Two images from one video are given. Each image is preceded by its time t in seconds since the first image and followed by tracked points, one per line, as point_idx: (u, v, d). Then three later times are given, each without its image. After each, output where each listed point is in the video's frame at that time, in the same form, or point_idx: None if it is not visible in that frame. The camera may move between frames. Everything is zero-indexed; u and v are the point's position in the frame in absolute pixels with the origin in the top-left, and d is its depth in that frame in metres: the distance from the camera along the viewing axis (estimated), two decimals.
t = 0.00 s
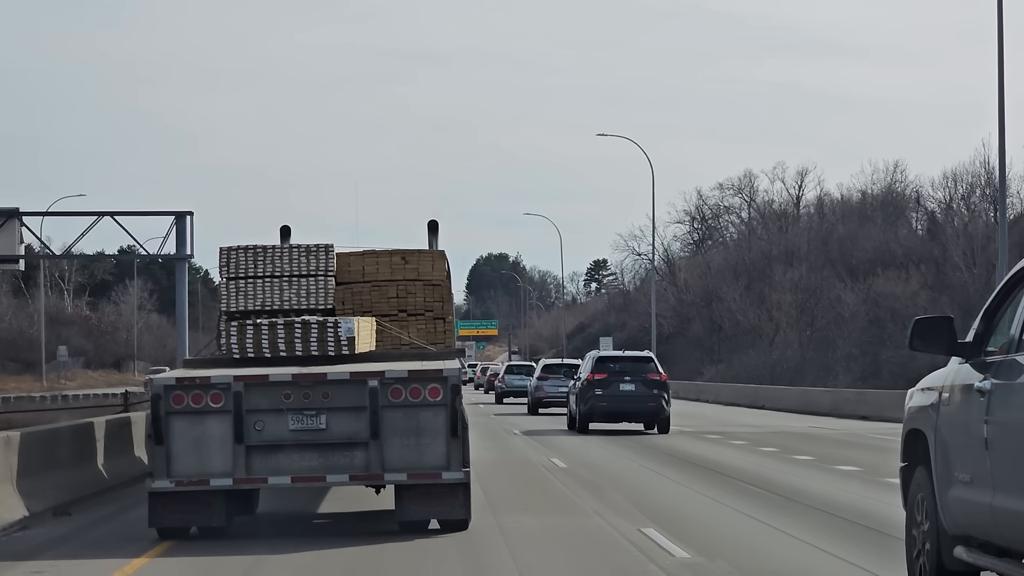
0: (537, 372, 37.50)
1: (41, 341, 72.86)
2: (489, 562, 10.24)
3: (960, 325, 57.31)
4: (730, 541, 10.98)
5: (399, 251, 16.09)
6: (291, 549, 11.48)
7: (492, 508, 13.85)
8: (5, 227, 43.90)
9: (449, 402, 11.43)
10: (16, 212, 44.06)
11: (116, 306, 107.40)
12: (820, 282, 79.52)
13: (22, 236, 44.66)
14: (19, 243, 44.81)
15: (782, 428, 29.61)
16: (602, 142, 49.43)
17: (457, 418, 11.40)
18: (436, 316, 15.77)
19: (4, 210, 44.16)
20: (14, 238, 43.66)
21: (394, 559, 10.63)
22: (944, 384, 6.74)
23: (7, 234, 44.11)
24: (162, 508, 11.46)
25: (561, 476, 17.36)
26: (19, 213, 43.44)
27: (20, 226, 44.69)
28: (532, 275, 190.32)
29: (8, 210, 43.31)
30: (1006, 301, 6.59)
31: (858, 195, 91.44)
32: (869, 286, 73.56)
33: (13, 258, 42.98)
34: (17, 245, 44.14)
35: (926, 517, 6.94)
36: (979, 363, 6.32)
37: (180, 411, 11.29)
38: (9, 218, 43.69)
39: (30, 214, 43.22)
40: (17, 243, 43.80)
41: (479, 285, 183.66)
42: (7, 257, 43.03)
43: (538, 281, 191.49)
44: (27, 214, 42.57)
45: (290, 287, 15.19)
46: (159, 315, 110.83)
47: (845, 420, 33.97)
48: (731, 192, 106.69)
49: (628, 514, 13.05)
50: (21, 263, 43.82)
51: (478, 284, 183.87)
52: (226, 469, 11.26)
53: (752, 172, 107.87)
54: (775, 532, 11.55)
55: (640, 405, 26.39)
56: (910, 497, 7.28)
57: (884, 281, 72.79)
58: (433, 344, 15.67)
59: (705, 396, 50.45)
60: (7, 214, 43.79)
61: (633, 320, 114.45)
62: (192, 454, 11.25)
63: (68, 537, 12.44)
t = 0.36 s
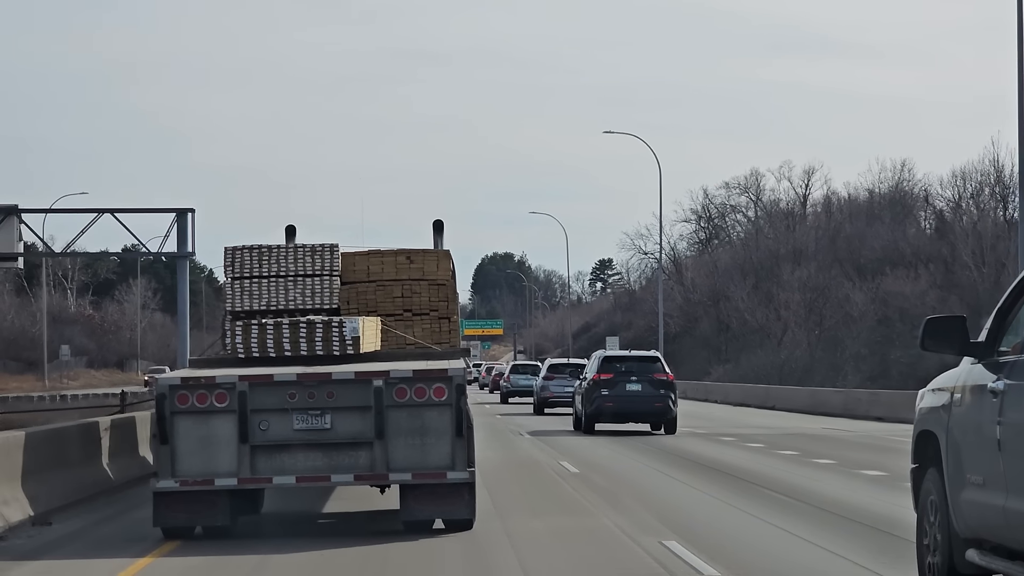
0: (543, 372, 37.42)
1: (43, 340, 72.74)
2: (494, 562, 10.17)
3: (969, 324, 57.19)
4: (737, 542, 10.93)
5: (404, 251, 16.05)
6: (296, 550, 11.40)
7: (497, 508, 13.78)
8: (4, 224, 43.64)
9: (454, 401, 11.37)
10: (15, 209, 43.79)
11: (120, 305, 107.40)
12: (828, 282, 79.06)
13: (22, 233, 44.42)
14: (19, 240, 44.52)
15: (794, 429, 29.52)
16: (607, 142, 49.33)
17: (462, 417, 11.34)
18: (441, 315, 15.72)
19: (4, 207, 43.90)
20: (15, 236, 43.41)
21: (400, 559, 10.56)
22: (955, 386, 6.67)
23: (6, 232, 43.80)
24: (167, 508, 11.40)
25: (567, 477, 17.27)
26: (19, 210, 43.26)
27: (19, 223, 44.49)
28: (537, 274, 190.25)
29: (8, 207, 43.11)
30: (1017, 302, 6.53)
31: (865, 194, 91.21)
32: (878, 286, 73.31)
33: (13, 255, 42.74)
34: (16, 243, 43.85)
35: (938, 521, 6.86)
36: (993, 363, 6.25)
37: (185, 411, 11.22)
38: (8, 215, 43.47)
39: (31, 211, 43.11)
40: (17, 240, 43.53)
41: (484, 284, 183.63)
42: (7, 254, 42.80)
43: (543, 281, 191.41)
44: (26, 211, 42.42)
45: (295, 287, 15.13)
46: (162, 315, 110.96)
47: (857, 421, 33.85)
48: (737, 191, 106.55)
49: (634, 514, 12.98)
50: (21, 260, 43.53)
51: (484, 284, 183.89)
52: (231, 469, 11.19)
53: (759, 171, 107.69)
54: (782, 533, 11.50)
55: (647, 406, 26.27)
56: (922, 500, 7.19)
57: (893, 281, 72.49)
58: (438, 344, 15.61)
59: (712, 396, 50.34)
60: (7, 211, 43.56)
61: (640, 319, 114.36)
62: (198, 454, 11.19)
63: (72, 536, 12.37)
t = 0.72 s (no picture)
0: (547, 372, 37.37)
1: (44, 339, 72.61)
2: (498, 562, 10.12)
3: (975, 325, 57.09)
4: (743, 543, 10.87)
5: (408, 251, 16.02)
6: (301, 550, 11.35)
7: (500, 508, 13.74)
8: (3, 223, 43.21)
9: (457, 401, 11.32)
10: (14, 207, 43.35)
11: (122, 305, 107.48)
12: (833, 282, 79.17)
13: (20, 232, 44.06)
14: (18, 240, 44.10)
15: (801, 429, 29.45)
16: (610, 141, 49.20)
17: (466, 417, 11.28)
18: (445, 315, 15.66)
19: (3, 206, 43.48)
20: (14, 235, 43.01)
21: (404, 559, 10.51)
22: (964, 385, 6.62)
23: (5, 231, 43.33)
24: (171, 508, 11.36)
25: (573, 476, 17.18)
26: (18, 209, 42.87)
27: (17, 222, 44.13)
28: (541, 274, 190.17)
29: (8, 206, 42.89)
30: None
31: (870, 194, 91.09)
32: (884, 285, 73.09)
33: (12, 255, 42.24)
34: (16, 242, 43.38)
35: (946, 523, 6.81)
36: (1001, 364, 6.20)
37: (189, 411, 11.19)
38: (8, 214, 43.15)
39: (31, 209, 42.79)
40: (16, 239, 43.10)
41: (488, 284, 183.49)
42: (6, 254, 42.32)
43: (546, 281, 191.31)
44: (25, 209, 42.07)
45: (299, 286, 15.08)
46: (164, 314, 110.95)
47: (865, 422, 33.76)
48: (741, 191, 106.43)
49: (636, 515, 12.94)
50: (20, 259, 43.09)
51: (488, 284, 183.81)
52: (234, 470, 11.15)
53: (763, 171, 107.52)
54: (789, 534, 11.45)
55: (652, 406, 26.20)
56: (930, 501, 7.14)
57: (898, 280, 72.23)
58: (441, 344, 15.55)
59: (718, 396, 50.24)
60: (6, 209, 43.18)
61: (644, 319, 114.26)
62: (202, 454, 11.15)
63: (75, 536, 12.33)
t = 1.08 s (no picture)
0: (551, 372, 37.31)
1: (45, 339, 72.51)
2: (501, 562, 10.08)
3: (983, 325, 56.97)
4: (748, 543, 10.83)
5: (412, 251, 15.97)
6: (304, 549, 11.31)
7: (504, 508, 13.68)
8: (2, 221, 43.12)
9: (461, 401, 11.28)
10: (13, 206, 43.28)
11: (125, 305, 107.48)
12: (840, 281, 79.04)
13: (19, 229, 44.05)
14: (17, 238, 44.03)
15: (809, 430, 29.38)
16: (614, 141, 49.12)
17: (469, 417, 11.24)
18: (449, 315, 15.62)
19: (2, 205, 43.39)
20: (13, 234, 42.94)
21: (410, 559, 10.46)
22: (972, 385, 6.57)
23: (4, 229, 43.25)
24: (175, 508, 11.32)
25: (579, 476, 17.11)
26: (18, 207, 42.78)
27: (17, 220, 44.13)
28: (545, 274, 190.25)
29: (7, 204, 42.79)
30: None
31: (875, 193, 90.98)
32: (891, 285, 72.91)
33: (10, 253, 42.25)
34: (14, 240, 43.29)
35: (955, 523, 6.75)
36: (1011, 365, 6.15)
37: (192, 411, 11.15)
38: (7, 212, 43.06)
39: (31, 207, 42.72)
40: (15, 237, 43.03)
41: (492, 284, 183.39)
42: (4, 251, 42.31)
43: (550, 280, 191.21)
44: (25, 208, 41.98)
45: (303, 287, 15.05)
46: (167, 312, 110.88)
47: (874, 422, 33.65)
48: (746, 190, 106.33)
49: (641, 515, 12.87)
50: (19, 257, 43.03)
51: (492, 284, 183.76)
52: (238, 469, 11.12)
53: (768, 170, 107.38)
54: (793, 534, 11.42)
55: (657, 407, 26.13)
56: (938, 502, 7.09)
57: (905, 280, 72.10)
58: (445, 344, 15.51)
59: (725, 396, 50.15)
60: (5, 208, 43.10)
61: (649, 319, 114.13)
62: (206, 454, 11.11)
63: (79, 536, 12.30)
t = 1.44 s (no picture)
0: (555, 372, 37.25)
1: (47, 338, 72.37)
2: (505, 562, 10.03)
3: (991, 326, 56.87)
4: (754, 545, 10.78)
5: (416, 251, 15.98)
6: (308, 549, 11.25)
7: (509, 508, 13.63)
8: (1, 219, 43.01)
9: (465, 401, 11.23)
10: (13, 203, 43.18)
11: (128, 304, 107.58)
12: (847, 280, 78.88)
13: (19, 227, 43.93)
14: (17, 235, 43.93)
15: (819, 430, 29.30)
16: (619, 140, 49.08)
17: (473, 417, 11.19)
18: (453, 315, 15.59)
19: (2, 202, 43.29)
20: (13, 231, 42.85)
21: (413, 559, 10.41)
22: (981, 386, 6.52)
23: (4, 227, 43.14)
24: (179, 507, 11.28)
25: (584, 477, 17.04)
26: (18, 204, 42.67)
27: (17, 217, 44.01)
28: (549, 273, 190.24)
29: (7, 201, 42.69)
30: None
31: (881, 192, 90.89)
32: (898, 285, 72.75)
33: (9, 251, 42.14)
34: (14, 238, 43.21)
35: (963, 525, 6.70)
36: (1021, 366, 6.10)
37: (197, 411, 11.11)
38: (7, 209, 42.97)
39: (31, 204, 42.62)
40: (15, 234, 42.93)
41: (496, 284, 183.42)
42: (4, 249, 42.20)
43: (555, 279, 191.16)
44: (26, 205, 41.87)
45: (307, 286, 15.01)
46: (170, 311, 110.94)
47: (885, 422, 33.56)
48: (751, 190, 106.25)
49: (646, 515, 12.80)
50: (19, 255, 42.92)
51: (496, 283, 183.70)
52: (242, 468, 11.07)
53: (773, 169, 107.24)
54: (799, 536, 11.38)
55: (661, 406, 26.08)
56: (947, 504, 7.04)
57: (912, 280, 71.96)
58: (449, 343, 15.48)
59: (732, 396, 50.06)
60: (5, 205, 43.00)
61: (654, 319, 114.00)
62: (212, 453, 11.07)
63: (81, 536, 12.25)
